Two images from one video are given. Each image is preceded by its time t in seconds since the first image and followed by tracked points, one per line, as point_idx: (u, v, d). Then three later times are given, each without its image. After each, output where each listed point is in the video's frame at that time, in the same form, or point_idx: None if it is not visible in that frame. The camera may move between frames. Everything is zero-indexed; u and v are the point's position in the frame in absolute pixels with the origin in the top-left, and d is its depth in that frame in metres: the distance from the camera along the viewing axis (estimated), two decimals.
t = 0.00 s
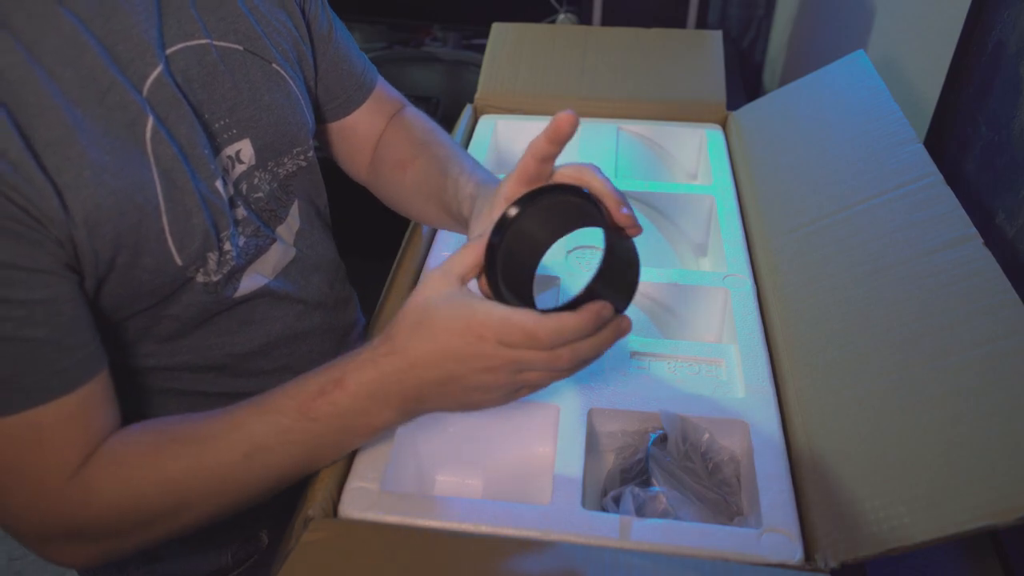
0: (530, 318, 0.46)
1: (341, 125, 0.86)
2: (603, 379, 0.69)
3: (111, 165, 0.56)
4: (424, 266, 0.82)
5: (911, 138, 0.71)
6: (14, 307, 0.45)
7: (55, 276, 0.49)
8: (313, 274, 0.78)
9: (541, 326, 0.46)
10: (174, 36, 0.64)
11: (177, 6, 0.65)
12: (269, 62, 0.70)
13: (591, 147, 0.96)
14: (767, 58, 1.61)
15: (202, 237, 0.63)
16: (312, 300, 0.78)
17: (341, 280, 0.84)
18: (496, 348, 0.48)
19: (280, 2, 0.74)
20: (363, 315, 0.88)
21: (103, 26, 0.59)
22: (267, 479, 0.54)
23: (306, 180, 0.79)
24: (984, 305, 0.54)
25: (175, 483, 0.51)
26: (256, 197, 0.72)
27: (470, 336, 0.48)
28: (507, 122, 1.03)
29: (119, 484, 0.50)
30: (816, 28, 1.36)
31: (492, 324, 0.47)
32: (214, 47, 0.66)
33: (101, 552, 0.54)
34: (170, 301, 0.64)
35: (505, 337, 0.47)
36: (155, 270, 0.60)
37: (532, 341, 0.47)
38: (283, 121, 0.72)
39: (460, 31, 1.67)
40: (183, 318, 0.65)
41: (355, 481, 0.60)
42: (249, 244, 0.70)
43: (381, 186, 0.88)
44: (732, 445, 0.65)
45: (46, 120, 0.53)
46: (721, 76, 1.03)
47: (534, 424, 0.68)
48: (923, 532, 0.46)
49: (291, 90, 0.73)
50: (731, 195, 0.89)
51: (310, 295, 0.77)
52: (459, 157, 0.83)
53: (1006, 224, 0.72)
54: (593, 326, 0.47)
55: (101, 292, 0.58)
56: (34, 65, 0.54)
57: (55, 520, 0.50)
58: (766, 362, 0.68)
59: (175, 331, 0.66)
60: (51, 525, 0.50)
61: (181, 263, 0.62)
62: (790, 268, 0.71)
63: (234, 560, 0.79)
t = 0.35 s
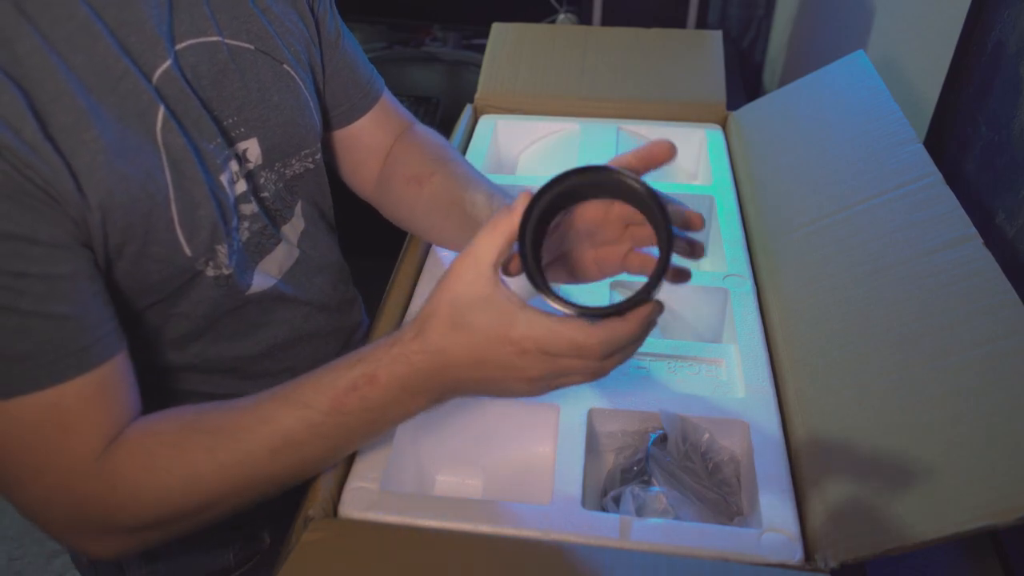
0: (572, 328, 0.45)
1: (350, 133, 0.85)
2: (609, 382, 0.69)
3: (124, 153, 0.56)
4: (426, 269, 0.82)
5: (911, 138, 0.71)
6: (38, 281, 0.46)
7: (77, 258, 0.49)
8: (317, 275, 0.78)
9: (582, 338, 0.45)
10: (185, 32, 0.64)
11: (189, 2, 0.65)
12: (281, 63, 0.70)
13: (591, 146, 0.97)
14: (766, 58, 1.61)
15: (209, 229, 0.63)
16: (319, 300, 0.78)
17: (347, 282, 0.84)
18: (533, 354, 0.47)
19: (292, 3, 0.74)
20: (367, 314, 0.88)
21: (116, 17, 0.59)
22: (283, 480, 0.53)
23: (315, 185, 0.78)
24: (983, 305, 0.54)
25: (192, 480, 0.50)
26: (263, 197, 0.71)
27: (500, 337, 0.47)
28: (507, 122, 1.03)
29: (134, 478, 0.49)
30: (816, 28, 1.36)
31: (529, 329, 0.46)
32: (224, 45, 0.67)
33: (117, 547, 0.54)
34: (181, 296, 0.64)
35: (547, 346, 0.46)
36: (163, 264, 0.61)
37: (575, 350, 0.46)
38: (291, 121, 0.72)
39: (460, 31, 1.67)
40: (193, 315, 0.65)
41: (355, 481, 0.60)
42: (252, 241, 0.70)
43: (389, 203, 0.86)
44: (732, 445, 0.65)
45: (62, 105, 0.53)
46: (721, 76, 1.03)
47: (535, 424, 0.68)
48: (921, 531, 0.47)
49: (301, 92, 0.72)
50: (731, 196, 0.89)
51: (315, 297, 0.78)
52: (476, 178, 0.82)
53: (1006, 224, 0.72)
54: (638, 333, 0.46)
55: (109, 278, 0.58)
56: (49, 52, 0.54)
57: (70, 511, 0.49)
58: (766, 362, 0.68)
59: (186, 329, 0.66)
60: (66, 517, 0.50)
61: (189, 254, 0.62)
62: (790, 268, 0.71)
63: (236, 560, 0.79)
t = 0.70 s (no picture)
0: (597, 278, 0.46)
1: (347, 135, 0.85)
2: (608, 382, 0.69)
3: (117, 153, 0.56)
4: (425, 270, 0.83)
5: (911, 138, 0.71)
6: (31, 280, 0.45)
7: (69, 258, 0.49)
8: (319, 277, 0.79)
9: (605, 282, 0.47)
10: (181, 33, 0.64)
11: (185, 3, 0.65)
12: (279, 61, 0.70)
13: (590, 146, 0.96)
14: (767, 58, 1.60)
15: (204, 231, 0.63)
16: (318, 304, 0.78)
17: (346, 284, 0.84)
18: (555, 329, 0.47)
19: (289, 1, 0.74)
20: (366, 313, 0.88)
21: (111, 18, 0.59)
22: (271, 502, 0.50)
23: (319, 186, 0.79)
24: (984, 305, 0.54)
25: (183, 495, 0.48)
26: (264, 196, 0.72)
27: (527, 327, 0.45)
28: (507, 121, 1.03)
29: (125, 488, 0.47)
30: (816, 28, 1.36)
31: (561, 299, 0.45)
32: (222, 45, 0.67)
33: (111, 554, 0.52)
34: (177, 301, 0.64)
35: (580, 307, 0.46)
36: (158, 267, 0.61)
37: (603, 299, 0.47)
38: (291, 118, 0.72)
39: (459, 31, 1.66)
40: (190, 319, 0.66)
41: (355, 481, 0.60)
42: (249, 242, 0.70)
43: (384, 207, 0.85)
44: (732, 445, 0.65)
45: (55, 107, 0.53)
46: (720, 76, 1.03)
47: (535, 424, 0.68)
48: (918, 531, 0.47)
49: (300, 90, 0.73)
50: (731, 196, 0.89)
51: (317, 298, 0.78)
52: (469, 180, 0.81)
53: (1006, 224, 0.72)
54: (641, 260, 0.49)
55: (104, 280, 0.58)
56: (41, 53, 0.54)
57: (64, 514, 0.48)
58: (766, 362, 0.68)
59: (183, 330, 0.66)
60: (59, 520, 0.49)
61: (183, 257, 0.62)
62: (790, 268, 0.71)
63: (236, 562, 0.80)
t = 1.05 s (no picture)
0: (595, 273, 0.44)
1: (348, 135, 0.85)
2: (609, 382, 0.69)
3: (123, 153, 0.56)
4: (426, 270, 0.83)
5: (911, 138, 0.71)
6: (32, 278, 0.45)
7: (73, 260, 0.49)
8: (323, 278, 0.79)
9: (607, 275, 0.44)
10: (187, 33, 0.64)
11: (192, 3, 0.65)
12: (283, 61, 0.70)
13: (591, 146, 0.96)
14: (766, 58, 1.60)
15: (208, 231, 0.63)
16: (320, 304, 0.78)
17: (347, 284, 0.84)
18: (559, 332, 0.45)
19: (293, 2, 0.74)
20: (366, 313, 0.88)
21: (118, 18, 0.59)
22: (272, 505, 0.49)
23: (324, 187, 0.79)
24: (984, 305, 0.54)
25: (185, 496, 0.48)
26: (267, 196, 0.72)
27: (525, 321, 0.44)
28: (507, 122, 1.03)
29: (129, 489, 0.47)
30: (816, 28, 1.36)
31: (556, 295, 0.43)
32: (227, 45, 0.67)
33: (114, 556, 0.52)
34: (181, 302, 0.64)
35: (581, 305, 0.43)
36: (163, 267, 0.61)
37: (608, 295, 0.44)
38: (295, 119, 0.72)
39: (460, 31, 1.66)
40: (193, 319, 0.65)
41: (355, 481, 0.60)
42: (251, 243, 0.70)
43: (387, 202, 0.86)
44: (732, 445, 0.65)
45: (62, 107, 0.53)
46: (721, 76, 1.03)
47: (536, 424, 0.68)
48: (919, 531, 0.47)
49: (303, 90, 0.73)
50: (731, 196, 0.89)
51: (320, 300, 0.78)
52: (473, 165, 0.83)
53: (1006, 224, 0.72)
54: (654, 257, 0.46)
55: (110, 282, 0.58)
56: (50, 53, 0.54)
57: (67, 516, 0.48)
58: (766, 362, 0.68)
59: (186, 331, 0.66)
60: (62, 521, 0.49)
61: (188, 257, 0.62)
62: (791, 268, 0.71)
63: (236, 563, 0.80)
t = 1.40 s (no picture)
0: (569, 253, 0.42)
1: (349, 135, 0.85)
2: (609, 382, 0.69)
3: (125, 155, 0.56)
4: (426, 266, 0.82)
5: (911, 138, 0.71)
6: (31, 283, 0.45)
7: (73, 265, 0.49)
8: (323, 279, 0.79)
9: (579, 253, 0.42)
10: (188, 34, 0.64)
11: (193, 4, 0.65)
12: (284, 62, 0.70)
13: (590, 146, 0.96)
14: (766, 58, 1.60)
15: (210, 232, 0.63)
16: (320, 303, 0.78)
17: (347, 284, 0.84)
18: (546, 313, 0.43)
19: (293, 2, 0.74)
20: (366, 313, 0.88)
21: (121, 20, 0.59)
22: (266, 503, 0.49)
23: (325, 187, 0.79)
24: (984, 305, 0.54)
25: (184, 497, 0.48)
26: (268, 197, 0.71)
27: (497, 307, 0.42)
28: (507, 122, 1.03)
29: (123, 490, 0.47)
30: (816, 28, 1.36)
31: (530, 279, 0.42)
32: (229, 46, 0.67)
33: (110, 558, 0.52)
34: (181, 302, 0.64)
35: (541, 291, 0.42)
36: (165, 268, 0.61)
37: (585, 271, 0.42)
38: (296, 119, 0.72)
39: (460, 31, 1.66)
40: (193, 319, 0.65)
41: (355, 481, 0.60)
42: (252, 244, 0.70)
43: (389, 201, 0.86)
44: (732, 444, 0.65)
45: (64, 109, 0.53)
46: (721, 76, 1.03)
47: (536, 423, 0.68)
48: (919, 532, 0.47)
49: (304, 91, 0.72)
50: (731, 196, 0.89)
51: (320, 299, 0.78)
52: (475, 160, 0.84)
53: (1006, 224, 0.72)
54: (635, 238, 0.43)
55: (109, 283, 0.58)
56: (52, 55, 0.54)
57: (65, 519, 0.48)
58: (766, 362, 0.68)
59: (184, 331, 0.66)
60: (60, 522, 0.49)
61: (190, 258, 0.62)
62: (792, 268, 0.71)
63: (236, 562, 0.80)
